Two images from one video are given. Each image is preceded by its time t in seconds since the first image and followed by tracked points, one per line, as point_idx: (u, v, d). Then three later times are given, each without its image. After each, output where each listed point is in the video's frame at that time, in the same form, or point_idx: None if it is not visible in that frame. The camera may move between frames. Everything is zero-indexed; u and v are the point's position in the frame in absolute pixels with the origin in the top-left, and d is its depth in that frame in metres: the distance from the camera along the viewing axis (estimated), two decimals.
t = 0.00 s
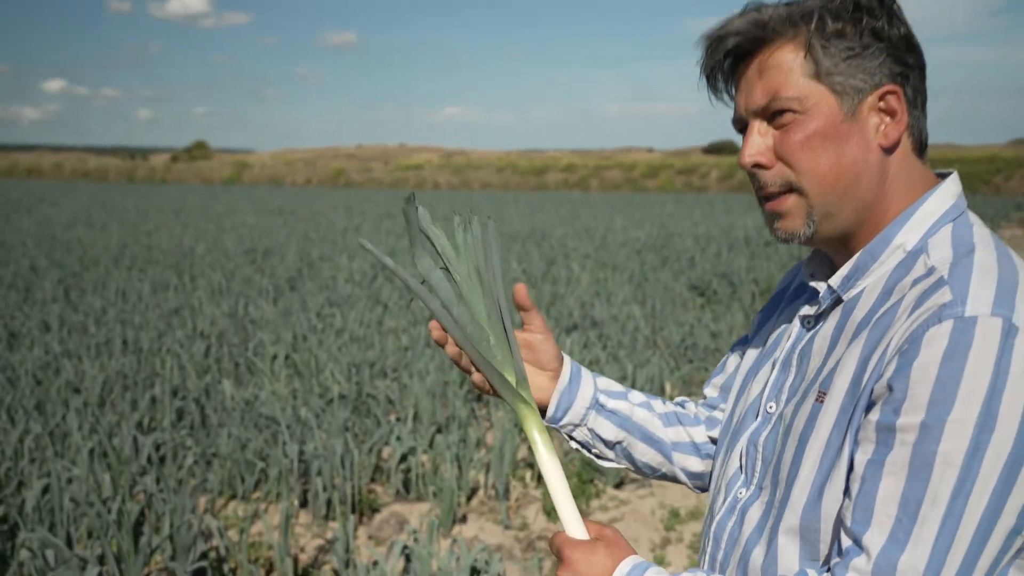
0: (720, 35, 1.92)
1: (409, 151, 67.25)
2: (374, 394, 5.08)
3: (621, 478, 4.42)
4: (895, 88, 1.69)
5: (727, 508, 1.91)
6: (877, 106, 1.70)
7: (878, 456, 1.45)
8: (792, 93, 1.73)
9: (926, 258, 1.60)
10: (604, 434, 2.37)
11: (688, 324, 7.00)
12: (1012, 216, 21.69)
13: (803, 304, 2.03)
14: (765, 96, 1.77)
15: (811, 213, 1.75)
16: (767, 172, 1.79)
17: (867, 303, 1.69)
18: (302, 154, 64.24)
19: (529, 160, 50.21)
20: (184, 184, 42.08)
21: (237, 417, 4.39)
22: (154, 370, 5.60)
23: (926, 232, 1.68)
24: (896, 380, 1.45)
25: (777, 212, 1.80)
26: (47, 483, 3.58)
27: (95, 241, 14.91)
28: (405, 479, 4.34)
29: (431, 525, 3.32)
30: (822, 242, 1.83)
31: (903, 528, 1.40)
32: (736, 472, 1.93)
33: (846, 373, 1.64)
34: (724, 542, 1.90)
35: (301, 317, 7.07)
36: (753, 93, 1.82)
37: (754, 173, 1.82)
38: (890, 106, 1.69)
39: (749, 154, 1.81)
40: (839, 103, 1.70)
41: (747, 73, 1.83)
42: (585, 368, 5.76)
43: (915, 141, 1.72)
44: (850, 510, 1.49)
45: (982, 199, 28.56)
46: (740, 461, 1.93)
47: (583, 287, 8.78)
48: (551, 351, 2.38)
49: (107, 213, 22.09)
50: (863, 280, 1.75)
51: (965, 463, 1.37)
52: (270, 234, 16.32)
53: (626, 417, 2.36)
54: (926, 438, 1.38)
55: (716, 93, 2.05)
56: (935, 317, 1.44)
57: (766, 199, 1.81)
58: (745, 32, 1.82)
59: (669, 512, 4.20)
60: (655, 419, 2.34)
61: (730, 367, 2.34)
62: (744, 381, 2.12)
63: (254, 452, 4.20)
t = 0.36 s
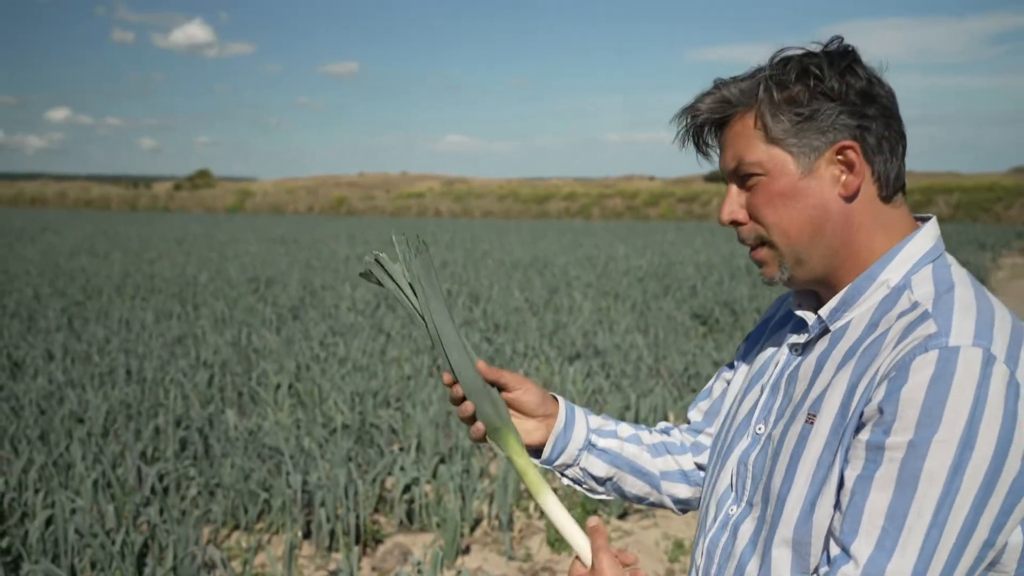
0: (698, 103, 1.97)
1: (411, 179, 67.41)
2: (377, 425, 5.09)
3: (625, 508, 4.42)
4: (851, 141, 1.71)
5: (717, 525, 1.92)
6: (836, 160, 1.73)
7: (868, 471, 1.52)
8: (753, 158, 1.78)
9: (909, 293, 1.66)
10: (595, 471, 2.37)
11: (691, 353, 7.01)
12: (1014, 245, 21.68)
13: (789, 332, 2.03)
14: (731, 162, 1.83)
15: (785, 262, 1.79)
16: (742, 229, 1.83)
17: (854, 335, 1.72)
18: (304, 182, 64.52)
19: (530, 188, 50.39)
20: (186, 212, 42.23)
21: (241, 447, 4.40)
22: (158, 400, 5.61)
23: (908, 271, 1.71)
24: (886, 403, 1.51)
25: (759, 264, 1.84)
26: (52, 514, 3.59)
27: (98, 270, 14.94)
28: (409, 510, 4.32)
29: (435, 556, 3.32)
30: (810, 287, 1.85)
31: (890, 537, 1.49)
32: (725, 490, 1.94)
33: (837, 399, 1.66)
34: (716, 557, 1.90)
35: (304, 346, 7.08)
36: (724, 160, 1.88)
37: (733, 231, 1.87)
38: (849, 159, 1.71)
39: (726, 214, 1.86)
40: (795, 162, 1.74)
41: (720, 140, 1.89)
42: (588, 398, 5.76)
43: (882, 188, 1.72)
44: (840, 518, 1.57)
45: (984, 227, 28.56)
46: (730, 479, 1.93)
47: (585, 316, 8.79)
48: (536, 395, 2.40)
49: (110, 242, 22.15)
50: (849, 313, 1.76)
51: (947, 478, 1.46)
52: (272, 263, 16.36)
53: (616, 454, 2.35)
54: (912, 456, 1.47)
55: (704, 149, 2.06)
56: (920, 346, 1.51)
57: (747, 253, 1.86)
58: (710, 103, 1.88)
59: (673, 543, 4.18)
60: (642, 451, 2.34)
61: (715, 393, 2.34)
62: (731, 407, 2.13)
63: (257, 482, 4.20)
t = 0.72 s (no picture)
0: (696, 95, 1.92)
1: (414, 200, 67.61)
2: (379, 443, 5.07)
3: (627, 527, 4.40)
4: (845, 154, 1.71)
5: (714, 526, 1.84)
6: (829, 171, 1.72)
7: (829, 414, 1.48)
8: (750, 162, 1.76)
9: (894, 290, 1.66)
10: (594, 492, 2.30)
11: (695, 372, 7.00)
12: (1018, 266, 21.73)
13: (777, 335, 2.03)
14: (726, 163, 1.79)
15: (772, 264, 1.79)
16: (732, 229, 1.81)
17: (839, 332, 1.72)
18: (309, 203, 64.75)
19: (534, 208, 50.55)
20: (192, 234, 42.40)
21: (243, 465, 4.38)
22: (160, 418, 5.60)
23: (891, 270, 1.73)
24: (862, 364, 1.50)
25: (745, 261, 1.83)
26: (52, 530, 3.57)
27: (104, 290, 14.99)
28: (411, 527, 4.31)
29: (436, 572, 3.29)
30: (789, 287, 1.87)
31: (835, 472, 1.42)
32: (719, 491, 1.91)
33: (819, 383, 1.66)
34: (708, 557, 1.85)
35: (307, 365, 7.08)
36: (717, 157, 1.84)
37: (723, 229, 1.85)
38: (841, 171, 1.72)
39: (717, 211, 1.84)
40: (791, 169, 1.72)
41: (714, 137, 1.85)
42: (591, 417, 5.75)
43: (868, 199, 1.75)
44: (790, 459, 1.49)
45: (990, 248, 28.56)
46: (723, 479, 1.91)
47: (589, 335, 8.79)
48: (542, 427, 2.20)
49: (116, 263, 22.27)
50: (836, 310, 1.77)
51: (902, 430, 1.42)
52: (278, 282, 16.41)
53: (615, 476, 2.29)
54: (873, 405, 1.43)
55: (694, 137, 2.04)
56: (899, 324, 1.51)
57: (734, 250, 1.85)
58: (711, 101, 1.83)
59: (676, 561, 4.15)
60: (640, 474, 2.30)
61: (707, 407, 2.34)
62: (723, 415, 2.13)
63: (258, 500, 4.19)
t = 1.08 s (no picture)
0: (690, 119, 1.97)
1: (421, 206, 67.71)
2: (386, 446, 5.08)
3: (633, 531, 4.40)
4: (841, 147, 1.75)
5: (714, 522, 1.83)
6: (827, 165, 1.75)
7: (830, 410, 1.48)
8: (752, 161, 1.78)
9: (894, 291, 1.66)
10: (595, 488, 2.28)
11: (700, 376, 7.00)
12: None
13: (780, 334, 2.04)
14: (729, 166, 1.81)
15: (784, 261, 1.78)
16: (740, 232, 1.81)
17: (840, 329, 1.72)
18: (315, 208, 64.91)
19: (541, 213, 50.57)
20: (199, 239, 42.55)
21: (249, 468, 4.39)
22: (167, 422, 5.62)
23: (894, 270, 1.73)
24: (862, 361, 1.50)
25: (755, 265, 1.83)
26: (59, 534, 3.59)
27: (111, 295, 15.02)
28: (416, 531, 4.33)
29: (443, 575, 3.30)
30: (800, 289, 1.86)
31: (834, 467, 1.42)
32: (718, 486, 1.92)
33: (819, 380, 1.67)
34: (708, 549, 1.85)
35: (314, 370, 7.09)
36: (720, 167, 1.87)
37: (730, 234, 1.85)
38: (839, 163, 1.74)
39: (723, 218, 1.84)
40: (792, 164, 1.74)
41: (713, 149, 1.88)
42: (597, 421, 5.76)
43: (867, 194, 1.77)
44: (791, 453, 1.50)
45: (997, 252, 28.47)
46: (723, 472, 1.93)
47: (595, 339, 8.79)
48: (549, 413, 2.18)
49: (124, 268, 22.35)
50: (836, 309, 1.77)
51: (900, 425, 1.42)
52: (284, 287, 16.45)
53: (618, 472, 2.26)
54: (871, 400, 1.44)
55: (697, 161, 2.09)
56: (899, 321, 1.51)
57: (744, 255, 1.84)
58: (707, 113, 1.87)
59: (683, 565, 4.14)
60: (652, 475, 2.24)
61: (711, 406, 2.34)
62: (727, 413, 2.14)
63: (265, 503, 4.20)
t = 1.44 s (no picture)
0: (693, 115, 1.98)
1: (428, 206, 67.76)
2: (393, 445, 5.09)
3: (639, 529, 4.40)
4: (842, 138, 1.75)
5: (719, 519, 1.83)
6: (827, 155, 1.76)
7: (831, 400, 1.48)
8: (752, 149, 1.79)
9: (897, 282, 1.66)
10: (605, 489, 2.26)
11: (707, 376, 7.01)
12: None
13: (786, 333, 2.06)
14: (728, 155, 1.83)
15: (780, 249, 1.77)
16: (737, 220, 1.82)
17: (844, 323, 1.72)
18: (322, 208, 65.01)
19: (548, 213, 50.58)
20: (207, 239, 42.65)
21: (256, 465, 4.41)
22: (175, 420, 5.63)
23: (895, 262, 1.73)
24: (863, 350, 1.51)
25: (751, 255, 1.82)
26: (69, 530, 3.61)
27: (119, 294, 15.05)
28: (423, 529, 4.34)
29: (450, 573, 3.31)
30: (799, 282, 1.85)
31: (835, 456, 1.40)
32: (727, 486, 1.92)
33: (822, 374, 1.67)
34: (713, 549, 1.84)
35: (321, 369, 7.10)
36: (721, 158, 1.88)
37: (728, 225, 1.85)
38: (839, 153, 1.75)
39: (721, 207, 1.84)
40: (791, 153, 1.76)
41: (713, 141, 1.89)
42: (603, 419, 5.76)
43: (868, 186, 1.78)
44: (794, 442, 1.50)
45: (1005, 252, 28.40)
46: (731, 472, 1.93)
47: (602, 338, 8.79)
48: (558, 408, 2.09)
49: (132, 267, 22.39)
50: (839, 303, 1.77)
51: (903, 413, 1.41)
52: (291, 287, 16.47)
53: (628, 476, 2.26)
54: (873, 389, 1.43)
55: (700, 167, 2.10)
56: (899, 311, 1.52)
57: (740, 245, 1.83)
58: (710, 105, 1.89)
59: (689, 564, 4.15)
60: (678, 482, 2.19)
61: (719, 411, 2.33)
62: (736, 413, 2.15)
63: (272, 501, 4.21)
